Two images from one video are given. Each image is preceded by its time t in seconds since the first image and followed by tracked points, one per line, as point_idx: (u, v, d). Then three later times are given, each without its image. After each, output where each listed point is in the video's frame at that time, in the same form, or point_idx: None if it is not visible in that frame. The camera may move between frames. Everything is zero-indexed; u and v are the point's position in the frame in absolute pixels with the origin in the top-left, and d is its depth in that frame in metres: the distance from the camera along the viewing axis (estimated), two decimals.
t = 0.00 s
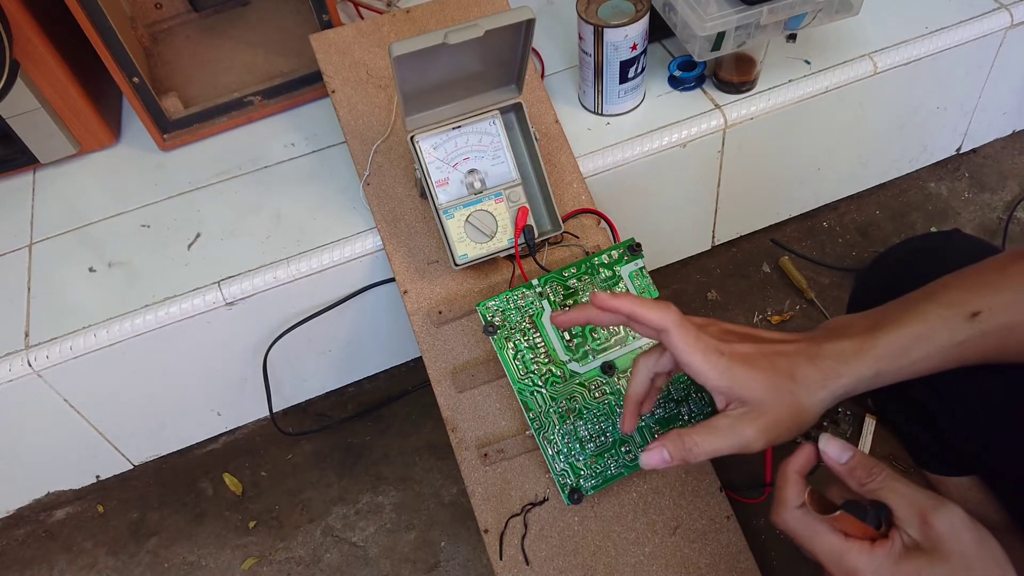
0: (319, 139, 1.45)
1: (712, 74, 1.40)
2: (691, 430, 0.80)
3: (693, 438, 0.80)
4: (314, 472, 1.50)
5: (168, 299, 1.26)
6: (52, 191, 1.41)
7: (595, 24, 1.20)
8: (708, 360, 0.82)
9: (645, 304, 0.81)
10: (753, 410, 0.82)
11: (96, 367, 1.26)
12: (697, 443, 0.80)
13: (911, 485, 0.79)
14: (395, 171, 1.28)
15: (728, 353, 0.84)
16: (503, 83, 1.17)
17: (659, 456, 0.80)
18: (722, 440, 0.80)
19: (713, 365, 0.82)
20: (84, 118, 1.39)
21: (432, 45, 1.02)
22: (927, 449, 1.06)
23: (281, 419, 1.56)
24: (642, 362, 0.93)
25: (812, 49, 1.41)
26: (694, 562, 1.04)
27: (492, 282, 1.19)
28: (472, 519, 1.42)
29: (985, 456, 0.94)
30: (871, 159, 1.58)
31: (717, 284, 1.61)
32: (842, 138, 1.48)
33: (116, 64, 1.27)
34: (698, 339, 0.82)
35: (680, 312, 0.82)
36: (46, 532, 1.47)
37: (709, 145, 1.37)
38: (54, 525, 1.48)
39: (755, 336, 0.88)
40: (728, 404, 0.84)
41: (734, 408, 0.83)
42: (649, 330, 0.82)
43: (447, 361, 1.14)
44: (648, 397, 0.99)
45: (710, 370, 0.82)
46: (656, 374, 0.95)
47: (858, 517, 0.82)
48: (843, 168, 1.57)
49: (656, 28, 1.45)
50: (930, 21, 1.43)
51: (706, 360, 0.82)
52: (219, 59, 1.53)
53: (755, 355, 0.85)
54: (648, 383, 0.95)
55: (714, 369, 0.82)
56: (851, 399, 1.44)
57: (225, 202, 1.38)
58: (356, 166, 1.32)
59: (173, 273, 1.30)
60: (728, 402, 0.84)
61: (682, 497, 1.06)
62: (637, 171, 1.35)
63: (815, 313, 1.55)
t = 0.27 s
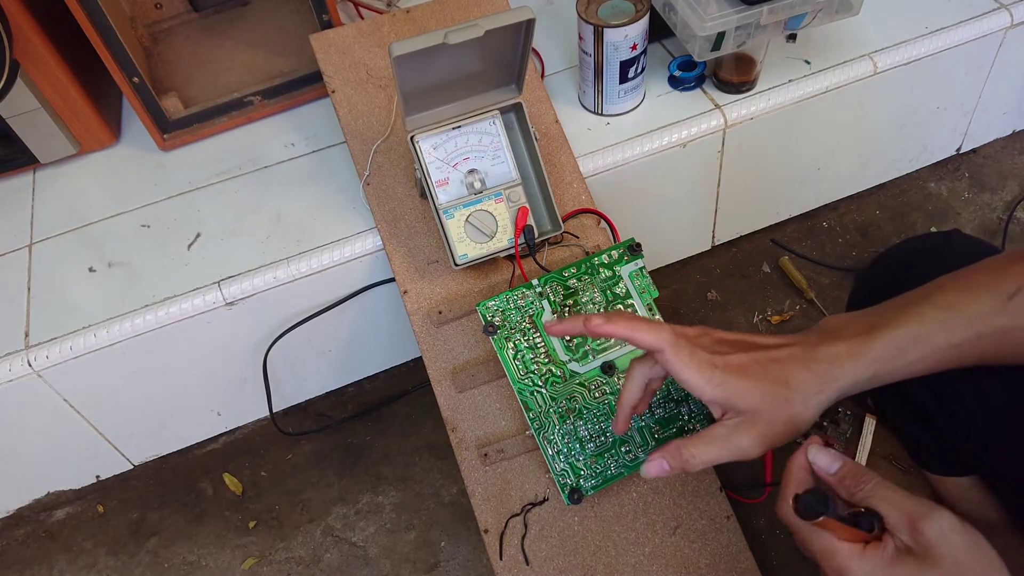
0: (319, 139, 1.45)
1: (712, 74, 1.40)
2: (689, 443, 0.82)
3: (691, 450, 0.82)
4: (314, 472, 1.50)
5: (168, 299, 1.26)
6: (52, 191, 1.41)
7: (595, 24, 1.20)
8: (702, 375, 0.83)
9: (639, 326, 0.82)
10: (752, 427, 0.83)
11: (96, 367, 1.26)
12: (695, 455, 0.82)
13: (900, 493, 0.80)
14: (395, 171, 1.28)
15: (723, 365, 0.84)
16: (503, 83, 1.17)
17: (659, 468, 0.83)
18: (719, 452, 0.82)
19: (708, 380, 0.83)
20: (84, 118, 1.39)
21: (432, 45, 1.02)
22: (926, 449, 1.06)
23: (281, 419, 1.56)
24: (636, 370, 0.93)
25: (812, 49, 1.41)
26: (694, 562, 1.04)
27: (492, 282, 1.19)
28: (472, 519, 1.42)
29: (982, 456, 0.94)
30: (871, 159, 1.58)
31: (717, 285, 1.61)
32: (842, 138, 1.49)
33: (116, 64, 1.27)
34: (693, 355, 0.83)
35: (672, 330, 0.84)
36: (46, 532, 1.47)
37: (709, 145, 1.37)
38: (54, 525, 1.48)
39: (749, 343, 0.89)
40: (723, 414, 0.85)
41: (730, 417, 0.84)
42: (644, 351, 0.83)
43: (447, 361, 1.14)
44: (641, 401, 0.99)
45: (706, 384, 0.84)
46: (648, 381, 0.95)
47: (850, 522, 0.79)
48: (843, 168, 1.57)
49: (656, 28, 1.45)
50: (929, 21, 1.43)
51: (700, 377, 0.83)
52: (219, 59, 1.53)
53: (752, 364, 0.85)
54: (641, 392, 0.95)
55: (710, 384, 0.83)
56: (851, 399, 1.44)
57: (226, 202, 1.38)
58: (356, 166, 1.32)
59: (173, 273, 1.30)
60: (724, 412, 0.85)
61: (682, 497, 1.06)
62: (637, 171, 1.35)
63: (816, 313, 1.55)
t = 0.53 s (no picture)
0: (319, 139, 1.45)
1: (712, 74, 1.40)
2: (698, 460, 0.83)
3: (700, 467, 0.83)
4: (314, 472, 1.50)
5: (168, 299, 1.26)
6: (51, 191, 1.41)
7: (595, 24, 1.20)
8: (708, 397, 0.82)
9: (639, 360, 0.79)
10: (753, 431, 0.83)
11: (96, 367, 1.26)
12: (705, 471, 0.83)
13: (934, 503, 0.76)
14: (395, 171, 1.28)
15: (727, 382, 0.83)
16: (503, 83, 1.17)
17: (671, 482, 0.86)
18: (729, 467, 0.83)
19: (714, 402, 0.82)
20: (84, 118, 1.39)
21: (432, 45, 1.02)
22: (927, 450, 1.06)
23: (281, 419, 1.56)
24: (643, 388, 0.90)
25: (812, 49, 1.41)
26: (694, 562, 1.04)
27: (492, 282, 1.19)
28: (472, 519, 1.42)
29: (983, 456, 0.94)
30: (871, 159, 1.58)
31: (717, 285, 1.61)
32: (842, 138, 1.48)
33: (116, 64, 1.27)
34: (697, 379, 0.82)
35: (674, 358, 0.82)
36: (46, 532, 1.47)
37: (709, 145, 1.37)
38: (54, 525, 1.48)
39: (755, 356, 0.87)
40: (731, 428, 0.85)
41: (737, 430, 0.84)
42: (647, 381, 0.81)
43: (447, 361, 1.14)
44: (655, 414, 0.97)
45: (713, 405, 0.83)
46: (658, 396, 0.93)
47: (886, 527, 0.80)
48: (843, 168, 1.57)
49: (656, 28, 1.45)
50: (930, 21, 1.43)
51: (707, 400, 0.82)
52: (219, 59, 1.53)
53: (755, 378, 0.84)
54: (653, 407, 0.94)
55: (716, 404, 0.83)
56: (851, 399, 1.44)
57: (226, 202, 1.38)
58: (356, 166, 1.32)
59: (173, 273, 1.30)
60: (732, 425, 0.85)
61: (682, 497, 1.06)
62: (637, 171, 1.35)
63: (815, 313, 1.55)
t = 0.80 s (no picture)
0: (319, 139, 1.45)
1: (712, 74, 1.40)
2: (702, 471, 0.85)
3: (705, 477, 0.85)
4: (314, 472, 1.50)
5: (168, 299, 1.26)
6: (51, 191, 1.41)
7: (595, 24, 1.20)
8: (706, 414, 0.81)
9: (629, 391, 0.78)
10: (756, 441, 0.83)
11: (96, 367, 1.26)
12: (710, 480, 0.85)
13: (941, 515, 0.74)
14: (395, 171, 1.28)
15: (725, 397, 0.83)
16: (502, 83, 1.17)
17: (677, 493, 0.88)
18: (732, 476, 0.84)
19: (713, 419, 0.82)
20: (85, 118, 1.39)
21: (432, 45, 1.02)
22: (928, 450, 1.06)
23: (281, 419, 1.56)
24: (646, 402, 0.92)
25: (811, 48, 1.41)
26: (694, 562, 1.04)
27: (492, 282, 1.19)
28: (472, 519, 1.42)
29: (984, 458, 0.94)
30: (871, 159, 1.58)
31: (717, 285, 1.61)
32: (842, 138, 1.48)
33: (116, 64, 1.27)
34: (693, 398, 0.81)
35: (666, 381, 0.80)
36: (46, 532, 1.47)
37: (709, 145, 1.37)
38: (53, 525, 1.48)
39: (752, 366, 0.87)
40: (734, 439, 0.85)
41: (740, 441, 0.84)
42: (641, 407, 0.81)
43: (447, 361, 1.14)
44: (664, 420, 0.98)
45: (712, 422, 0.82)
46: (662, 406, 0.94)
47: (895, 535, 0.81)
48: (843, 168, 1.57)
49: (656, 28, 1.45)
50: (930, 21, 1.43)
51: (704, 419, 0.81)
52: (219, 59, 1.53)
53: (754, 391, 0.84)
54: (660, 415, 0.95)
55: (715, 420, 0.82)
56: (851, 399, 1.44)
57: (225, 202, 1.38)
58: (355, 166, 1.32)
59: (173, 274, 1.30)
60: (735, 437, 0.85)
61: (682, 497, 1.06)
62: (637, 171, 1.35)
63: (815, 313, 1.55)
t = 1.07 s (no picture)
0: (319, 139, 1.45)
1: (712, 74, 1.40)
2: (703, 475, 0.85)
3: (705, 482, 0.85)
4: (314, 472, 1.50)
5: (168, 299, 1.26)
6: (51, 191, 1.41)
7: (595, 24, 1.20)
8: (702, 421, 0.82)
9: (626, 402, 0.78)
10: (756, 445, 0.83)
11: (96, 367, 1.26)
12: (710, 485, 0.85)
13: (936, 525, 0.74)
14: (395, 171, 1.28)
15: (722, 402, 0.83)
16: (502, 84, 1.17)
17: (681, 497, 0.89)
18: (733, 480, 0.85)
19: (711, 424, 0.82)
20: (85, 117, 1.39)
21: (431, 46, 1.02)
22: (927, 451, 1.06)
23: (281, 419, 1.56)
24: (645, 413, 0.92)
25: (811, 48, 1.41)
26: (694, 562, 1.04)
27: (492, 282, 1.19)
28: (472, 519, 1.42)
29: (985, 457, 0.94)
30: (871, 159, 1.58)
31: (717, 284, 1.61)
32: (842, 138, 1.48)
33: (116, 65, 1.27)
34: (689, 406, 0.81)
35: (661, 391, 0.80)
36: (46, 532, 1.47)
37: (709, 145, 1.37)
38: (53, 525, 1.48)
39: (748, 370, 0.87)
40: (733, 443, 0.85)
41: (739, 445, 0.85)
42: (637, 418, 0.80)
43: (447, 361, 1.14)
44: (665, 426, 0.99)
45: (713, 427, 0.82)
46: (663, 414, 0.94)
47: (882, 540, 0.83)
48: (843, 168, 1.57)
49: (656, 28, 1.45)
50: (930, 21, 1.43)
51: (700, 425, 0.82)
52: (219, 59, 1.53)
53: (751, 396, 0.84)
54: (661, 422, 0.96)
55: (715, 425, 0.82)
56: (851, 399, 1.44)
57: (225, 202, 1.38)
58: (355, 166, 1.32)
59: (173, 274, 1.30)
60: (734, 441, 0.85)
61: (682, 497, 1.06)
62: (637, 171, 1.35)
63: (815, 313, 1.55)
